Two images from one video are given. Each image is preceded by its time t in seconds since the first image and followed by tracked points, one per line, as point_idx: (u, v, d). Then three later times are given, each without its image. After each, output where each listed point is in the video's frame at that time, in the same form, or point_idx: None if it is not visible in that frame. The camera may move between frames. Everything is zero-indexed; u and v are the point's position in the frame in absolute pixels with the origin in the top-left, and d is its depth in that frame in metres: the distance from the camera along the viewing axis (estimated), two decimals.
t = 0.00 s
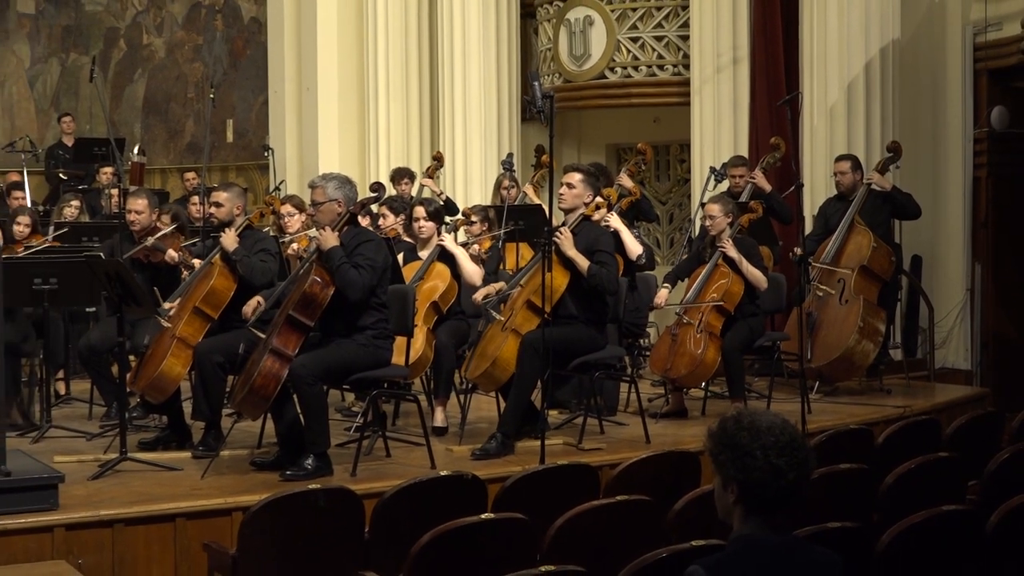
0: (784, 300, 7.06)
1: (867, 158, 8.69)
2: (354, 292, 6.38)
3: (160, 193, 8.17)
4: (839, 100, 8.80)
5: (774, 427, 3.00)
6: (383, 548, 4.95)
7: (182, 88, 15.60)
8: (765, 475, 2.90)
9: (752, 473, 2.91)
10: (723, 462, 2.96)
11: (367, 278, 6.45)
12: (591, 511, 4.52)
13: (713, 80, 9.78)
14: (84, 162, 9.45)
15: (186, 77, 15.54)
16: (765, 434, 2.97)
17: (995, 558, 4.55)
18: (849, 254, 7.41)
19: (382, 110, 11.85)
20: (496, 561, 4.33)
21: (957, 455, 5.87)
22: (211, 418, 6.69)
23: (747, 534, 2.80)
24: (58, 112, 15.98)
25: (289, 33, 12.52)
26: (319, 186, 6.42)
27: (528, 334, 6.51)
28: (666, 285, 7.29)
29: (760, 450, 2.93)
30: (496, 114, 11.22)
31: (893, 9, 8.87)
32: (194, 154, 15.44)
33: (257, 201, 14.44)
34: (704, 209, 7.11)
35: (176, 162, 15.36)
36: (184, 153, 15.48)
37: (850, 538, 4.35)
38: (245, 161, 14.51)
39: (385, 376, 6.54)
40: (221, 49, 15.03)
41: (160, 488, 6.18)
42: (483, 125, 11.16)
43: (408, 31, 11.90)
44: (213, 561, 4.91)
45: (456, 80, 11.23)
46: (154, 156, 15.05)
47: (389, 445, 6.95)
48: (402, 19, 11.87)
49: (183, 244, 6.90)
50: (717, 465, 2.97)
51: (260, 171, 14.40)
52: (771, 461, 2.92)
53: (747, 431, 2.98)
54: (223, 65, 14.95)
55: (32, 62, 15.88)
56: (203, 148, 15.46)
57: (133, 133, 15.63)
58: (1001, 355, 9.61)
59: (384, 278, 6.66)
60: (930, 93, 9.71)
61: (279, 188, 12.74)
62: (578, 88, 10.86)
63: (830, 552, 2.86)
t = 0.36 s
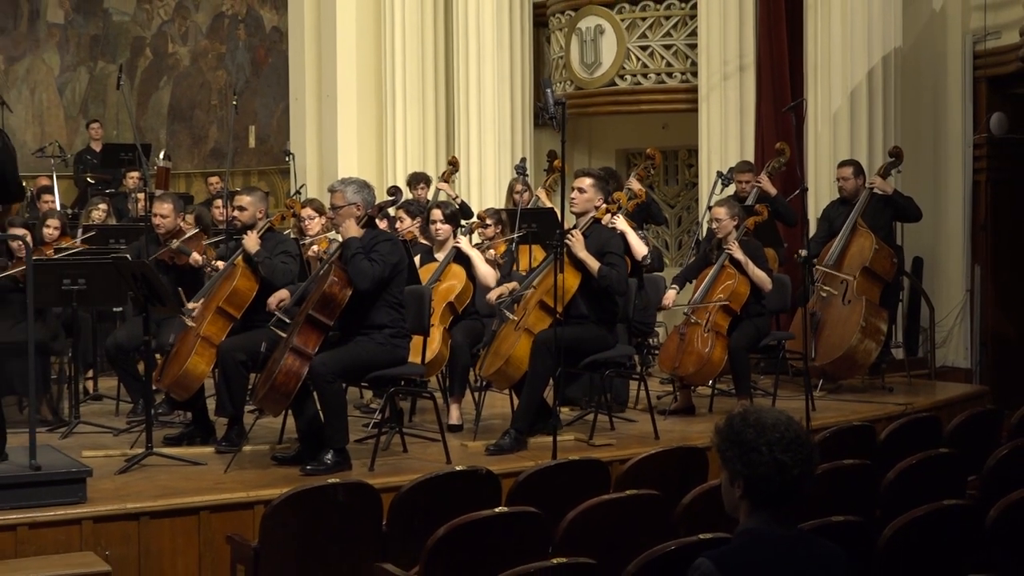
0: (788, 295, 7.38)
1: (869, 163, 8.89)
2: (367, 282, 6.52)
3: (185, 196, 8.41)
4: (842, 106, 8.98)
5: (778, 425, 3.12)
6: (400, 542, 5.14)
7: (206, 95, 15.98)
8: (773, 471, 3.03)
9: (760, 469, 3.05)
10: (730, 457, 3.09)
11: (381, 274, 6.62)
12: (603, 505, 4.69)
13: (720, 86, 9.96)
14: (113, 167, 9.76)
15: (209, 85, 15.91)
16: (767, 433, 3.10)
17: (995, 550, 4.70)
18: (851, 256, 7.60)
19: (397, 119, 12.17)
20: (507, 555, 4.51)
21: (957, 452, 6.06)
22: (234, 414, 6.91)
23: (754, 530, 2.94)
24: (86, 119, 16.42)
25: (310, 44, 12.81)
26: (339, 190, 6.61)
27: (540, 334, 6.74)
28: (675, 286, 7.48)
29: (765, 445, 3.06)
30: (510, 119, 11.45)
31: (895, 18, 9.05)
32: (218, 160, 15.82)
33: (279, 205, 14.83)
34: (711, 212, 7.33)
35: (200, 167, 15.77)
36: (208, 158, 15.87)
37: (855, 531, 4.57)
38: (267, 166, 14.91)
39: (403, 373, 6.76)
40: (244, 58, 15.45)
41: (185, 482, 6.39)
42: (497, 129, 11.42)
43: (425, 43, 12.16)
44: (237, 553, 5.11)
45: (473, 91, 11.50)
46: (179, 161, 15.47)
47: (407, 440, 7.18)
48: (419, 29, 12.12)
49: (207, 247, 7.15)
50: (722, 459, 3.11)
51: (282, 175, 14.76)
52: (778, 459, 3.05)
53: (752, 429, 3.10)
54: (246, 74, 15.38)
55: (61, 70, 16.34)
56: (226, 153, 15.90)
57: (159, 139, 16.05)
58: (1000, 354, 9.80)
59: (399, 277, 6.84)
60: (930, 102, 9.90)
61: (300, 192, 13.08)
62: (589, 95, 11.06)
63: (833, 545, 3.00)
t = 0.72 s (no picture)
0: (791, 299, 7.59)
1: (868, 168, 9.10)
2: (380, 284, 6.71)
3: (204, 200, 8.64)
4: (842, 112, 9.19)
5: (783, 424, 3.15)
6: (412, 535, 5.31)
7: (226, 102, 16.30)
8: (775, 466, 3.05)
9: (766, 465, 3.06)
10: (736, 454, 3.12)
11: (394, 275, 6.82)
12: (609, 500, 4.88)
13: (723, 92, 10.21)
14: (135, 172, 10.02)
15: (229, 92, 16.23)
16: (766, 430, 3.13)
17: (990, 542, 4.88)
18: (850, 258, 7.76)
19: (411, 126, 12.43)
20: (516, 548, 4.66)
21: (954, 449, 6.24)
22: (252, 411, 7.13)
23: (757, 522, 2.94)
24: (110, 125, 16.66)
25: (325, 52, 13.04)
26: (354, 195, 6.79)
27: (549, 333, 6.94)
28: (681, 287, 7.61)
29: (769, 441, 3.09)
30: (519, 128, 11.71)
31: (894, 26, 9.26)
32: (236, 164, 16.11)
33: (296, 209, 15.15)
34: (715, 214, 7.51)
35: (219, 171, 16.08)
36: (226, 162, 16.15)
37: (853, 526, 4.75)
38: (283, 171, 15.22)
39: (415, 372, 6.96)
40: (262, 66, 15.68)
41: (203, 476, 6.60)
42: (507, 136, 11.68)
43: (437, 51, 12.43)
44: (254, 546, 5.29)
45: (484, 99, 11.75)
46: (198, 165, 15.81)
47: (419, 436, 7.39)
48: (431, 38, 12.39)
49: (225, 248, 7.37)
50: (728, 456, 3.13)
51: (298, 179, 15.06)
52: (782, 455, 3.08)
53: (755, 426, 3.13)
54: (264, 81, 15.63)
55: (85, 78, 16.60)
56: (245, 158, 16.17)
57: (180, 145, 16.32)
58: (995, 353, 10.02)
59: (411, 278, 7.05)
60: (927, 106, 10.09)
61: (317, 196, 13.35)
62: (597, 102, 11.25)
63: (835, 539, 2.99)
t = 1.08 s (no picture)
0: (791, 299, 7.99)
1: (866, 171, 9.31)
2: (396, 287, 6.91)
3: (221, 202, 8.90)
4: (841, 118, 9.40)
5: (784, 420, 3.24)
6: (423, 528, 5.47)
7: (243, 108, 16.50)
8: (777, 461, 3.14)
9: (769, 462, 3.15)
10: (739, 450, 3.21)
11: (407, 276, 7.05)
12: (614, 495, 5.06)
13: (725, 98, 10.42)
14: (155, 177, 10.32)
15: (247, 98, 16.42)
16: (767, 424, 3.22)
17: (986, 535, 4.99)
18: (849, 259, 7.91)
19: (423, 131, 12.67)
20: (527, 538, 4.86)
21: (950, 446, 6.44)
22: (269, 407, 7.37)
23: (758, 517, 3.05)
24: (131, 130, 16.93)
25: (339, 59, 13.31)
26: (367, 198, 7.00)
27: (556, 332, 7.17)
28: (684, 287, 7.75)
29: (770, 437, 3.18)
30: (528, 136, 12.01)
31: (891, 33, 9.47)
32: (254, 168, 16.38)
33: (312, 212, 15.46)
34: (718, 216, 7.70)
35: (236, 176, 16.35)
36: (244, 166, 16.36)
37: (848, 518, 5.00)
38: (300, 174, 15.44)
39: (426, 369, 7.18)
40: (278, 73, 16.01)
41: (223, 470, 6.83)
42: (516, 145, 11.96)
43: (449, 60, 12.72)
44: (271, 537, 5.47)
45: (494, 105, 12.00)
46: (217, 169, 16.11)
47: (430, 432, 7.63)
48: (443, 46, 12.68)
49: (242, 248, 7.60)
50: (732, 452, 3.22)
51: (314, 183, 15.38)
52: (782, 451, 3.16)
53: (757, 421, 3.22)
54: (280, 87, 15.98)
55: (108, 85, 16.91)
56: (263, 161, 16.24)
57: (199, 150, 16.59)
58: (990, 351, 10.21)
59: (423, 279, 7.28)
60: (924, 111, 10.31)
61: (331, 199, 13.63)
62: (603, 107, 11.49)
63: (833, 532, 3.13)
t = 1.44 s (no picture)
0: (795, 299, 8.08)
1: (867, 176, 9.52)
2: (410, 287, 7.11)
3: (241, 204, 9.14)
4: (843, 124, 9.60)
5: (788, 418, 3.28)
6: (439, 520, 5.65)
7: (263, 114, 16.77)
8: (781, 453, 3.19)
9: (771, 456, 3.20)
10: (744, 444, 3.25)
11: (420, 277, 7.25)
12: (621, 489, 5.21)
13: (730, 104, 10.63)
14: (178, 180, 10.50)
15: (267, 105, 16.65)
16: (773, 419, 3.27)
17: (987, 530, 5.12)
18: (851, 259, 8.06)
19: (436, 137, 13.03)
20: (539, 530, 4.96)
21: (949, 441, 6.62)
22: (287, 403, 7.58)
23: (760, 508, 3.09)
24: (154, 135, 17.51)
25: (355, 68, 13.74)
26: (382, 201, 7.25)
27: (566, 331, 7.39)
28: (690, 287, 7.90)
29: (773, 433, 3.23)
30: (540, 142, 12.28)
31: (892, 40, 9.67)
32: (272, 172, 16.71)
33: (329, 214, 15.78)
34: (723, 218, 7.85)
35: (256, 179, 16.71)
36: (264, 170, 16.72)
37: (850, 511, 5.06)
38: (318, 178, 15.53)
39: (440, 366, 7.38)
40: (297, 80, 16.21)
41: (243, 463, 7.06)
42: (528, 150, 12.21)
43: (462, 67, 13.02)
44: (289, 530, 5.62)
45: (505, 111, 12.28)
46: (237, 173, 16.48)
47: (444, 427, 7.86)
48: (456, 53, 12.99)
49: (261, 250, 7.83)
50: (737, 447, 3.27)
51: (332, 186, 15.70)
52: (787, 444, 3.21)
53: (761, 418, 3.26)
54: (299, 94, 16.15)
55: (131, 91, 17.53)
56: (281, 167, 16.73)
57: (220, 154, 17.01)
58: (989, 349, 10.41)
59: (437, 279, 7.49)
60: (923, 116, 10.52)
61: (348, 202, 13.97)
62: (611, 113, 11.74)
63: (835, 526, 3.15)
